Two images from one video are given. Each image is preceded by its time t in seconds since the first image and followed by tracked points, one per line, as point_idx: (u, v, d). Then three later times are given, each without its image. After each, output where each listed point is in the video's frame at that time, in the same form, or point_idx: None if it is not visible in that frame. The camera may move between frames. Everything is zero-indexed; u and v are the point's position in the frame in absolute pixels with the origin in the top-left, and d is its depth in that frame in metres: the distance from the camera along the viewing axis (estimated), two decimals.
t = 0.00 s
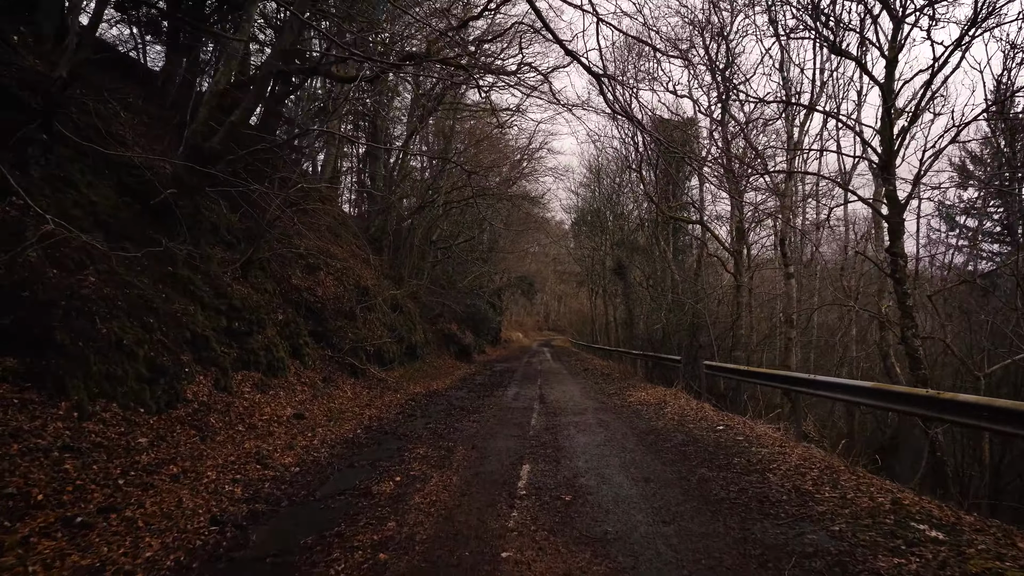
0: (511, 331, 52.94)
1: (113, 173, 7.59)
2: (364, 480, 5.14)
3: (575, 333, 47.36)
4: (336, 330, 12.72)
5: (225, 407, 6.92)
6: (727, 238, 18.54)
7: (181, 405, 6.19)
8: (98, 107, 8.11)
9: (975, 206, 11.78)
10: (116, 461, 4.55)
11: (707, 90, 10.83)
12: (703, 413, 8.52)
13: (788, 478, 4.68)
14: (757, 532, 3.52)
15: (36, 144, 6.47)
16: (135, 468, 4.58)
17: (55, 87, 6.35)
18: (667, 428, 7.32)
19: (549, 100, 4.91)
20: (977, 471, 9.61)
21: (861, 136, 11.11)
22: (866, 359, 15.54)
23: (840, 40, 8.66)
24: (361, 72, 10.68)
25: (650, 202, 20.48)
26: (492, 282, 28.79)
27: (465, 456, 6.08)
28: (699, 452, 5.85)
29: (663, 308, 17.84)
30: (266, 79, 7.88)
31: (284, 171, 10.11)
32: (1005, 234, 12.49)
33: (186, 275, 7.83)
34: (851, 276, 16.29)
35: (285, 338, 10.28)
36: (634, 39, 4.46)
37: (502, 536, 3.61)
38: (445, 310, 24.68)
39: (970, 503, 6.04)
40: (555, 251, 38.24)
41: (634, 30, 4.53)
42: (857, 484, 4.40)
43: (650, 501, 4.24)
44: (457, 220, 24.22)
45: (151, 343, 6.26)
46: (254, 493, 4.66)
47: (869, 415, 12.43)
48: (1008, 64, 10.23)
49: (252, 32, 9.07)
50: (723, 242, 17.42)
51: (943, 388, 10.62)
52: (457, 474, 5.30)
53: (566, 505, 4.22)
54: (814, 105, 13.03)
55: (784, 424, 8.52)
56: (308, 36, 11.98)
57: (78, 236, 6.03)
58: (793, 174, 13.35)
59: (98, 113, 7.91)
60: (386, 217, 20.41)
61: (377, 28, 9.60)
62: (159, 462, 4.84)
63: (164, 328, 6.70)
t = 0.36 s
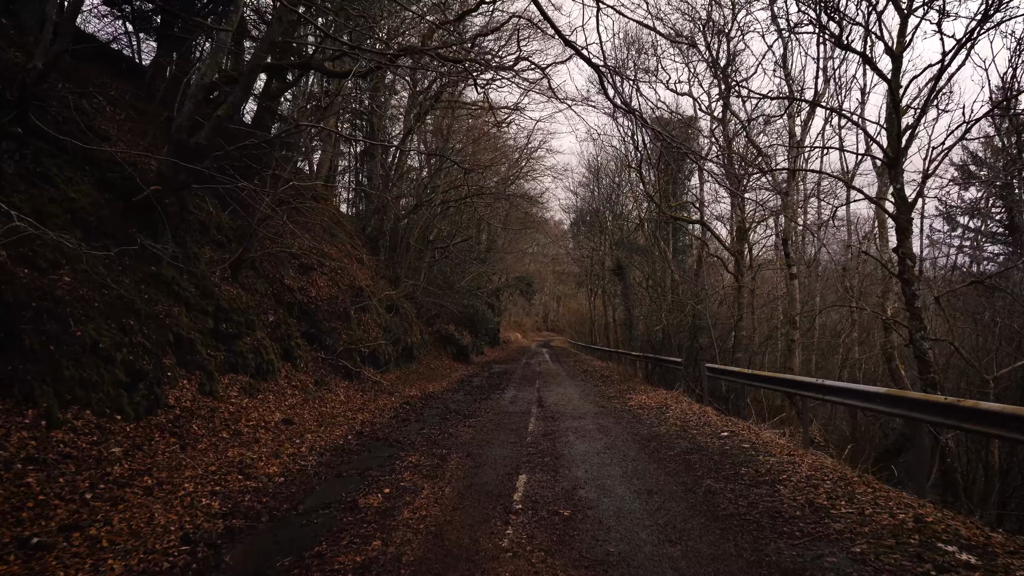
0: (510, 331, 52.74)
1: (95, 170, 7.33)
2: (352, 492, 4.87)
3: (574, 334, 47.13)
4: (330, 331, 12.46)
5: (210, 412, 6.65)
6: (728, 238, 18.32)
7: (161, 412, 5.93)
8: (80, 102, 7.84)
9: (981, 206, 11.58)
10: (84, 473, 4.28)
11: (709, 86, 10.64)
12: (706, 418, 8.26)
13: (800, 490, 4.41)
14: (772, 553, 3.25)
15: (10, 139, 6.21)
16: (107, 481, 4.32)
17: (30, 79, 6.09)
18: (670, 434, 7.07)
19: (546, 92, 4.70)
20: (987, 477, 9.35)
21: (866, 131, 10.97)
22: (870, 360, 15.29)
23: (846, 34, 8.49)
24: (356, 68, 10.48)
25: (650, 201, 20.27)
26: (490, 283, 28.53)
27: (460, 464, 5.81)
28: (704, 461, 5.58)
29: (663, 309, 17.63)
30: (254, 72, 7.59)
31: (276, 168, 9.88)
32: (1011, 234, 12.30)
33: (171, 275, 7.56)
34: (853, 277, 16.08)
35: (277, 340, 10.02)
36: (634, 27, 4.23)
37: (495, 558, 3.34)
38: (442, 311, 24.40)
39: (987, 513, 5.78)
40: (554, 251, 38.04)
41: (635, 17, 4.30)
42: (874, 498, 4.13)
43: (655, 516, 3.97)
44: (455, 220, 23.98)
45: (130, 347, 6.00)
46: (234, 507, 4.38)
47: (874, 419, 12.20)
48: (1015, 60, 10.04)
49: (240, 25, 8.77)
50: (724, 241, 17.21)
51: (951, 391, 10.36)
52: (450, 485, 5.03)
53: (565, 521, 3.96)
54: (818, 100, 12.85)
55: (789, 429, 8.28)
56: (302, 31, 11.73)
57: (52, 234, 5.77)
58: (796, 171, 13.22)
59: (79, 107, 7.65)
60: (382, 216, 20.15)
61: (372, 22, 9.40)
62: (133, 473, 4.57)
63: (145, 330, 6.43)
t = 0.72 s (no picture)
0: (508, 330, 52.49)
1: (77, 161, 7.05)
2: (342, 499, 4.59)
3: (574, 333, 46.89)
4: (325, 330, 12.17)
5: (196, 413, 6.37)
6: (730, 236, 18.09)
7: (143, 413, 5.66)
8: (63, 91, 7.57)
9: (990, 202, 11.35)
10: (54, 480, 4.01)
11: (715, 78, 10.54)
12: (712, 419, 7.99)
13: (819, 497, 4.15)
14: (797, 571, 2.98)
15: None
16: (77, 490, 4.05)
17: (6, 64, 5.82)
18: (676, 436, 6.79)
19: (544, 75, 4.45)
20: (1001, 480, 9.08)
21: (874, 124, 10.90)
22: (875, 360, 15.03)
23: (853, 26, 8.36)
24: (352, 60, 10.27)
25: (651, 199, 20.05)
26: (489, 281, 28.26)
27: (457, 469, 5.52)
28: (713, 465, 5.30)
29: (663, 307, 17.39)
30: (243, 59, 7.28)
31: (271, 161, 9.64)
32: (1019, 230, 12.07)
33: (157, 271, 7.28)
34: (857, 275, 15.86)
35: (268, 339, 9.72)
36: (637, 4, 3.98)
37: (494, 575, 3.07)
38: (440, 309, 24.10)
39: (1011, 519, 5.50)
40: (553, 250, 37.81)
41: None
42: (899, 506, 3.87)
43: (666, 527, 3.70)
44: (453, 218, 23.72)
45: (111, 345, 5.72)
46: (215, 516, 4.11)
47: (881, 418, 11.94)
48: None
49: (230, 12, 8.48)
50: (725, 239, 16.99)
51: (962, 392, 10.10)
52: (446, 491, 4.76)
53: (569, 533, 3.67)
54: (823, 94, 12.71)
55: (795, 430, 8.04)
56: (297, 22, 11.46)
57: (28, 226, 5.49)
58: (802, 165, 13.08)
59: (62, 97, 7.37)
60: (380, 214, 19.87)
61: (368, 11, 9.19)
62: (108, 479, 4.29)
63: (128, 328, 6.16)
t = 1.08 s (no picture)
0: (504, 332, 52.19)
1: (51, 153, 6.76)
2: (323, 509, 4.30)
3: (570, 334, 46.62)
4: (316, 330, 11.87)
5: (175, 417, 6.07)
6: (728, 235, 17.89)
7: (115, 418, 5.36)
8: (37, 82, 7.27)
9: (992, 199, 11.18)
10: (9, 492, 3.73)
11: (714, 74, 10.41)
12: (712, 422, 7.74)
13: (831, 508, 3.90)
14: None
15: None
16: (35, 502, 3.76)
17: None
18: (676, 440, 6.54)
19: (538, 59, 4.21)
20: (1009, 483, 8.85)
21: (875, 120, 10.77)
22: (876, 360, 14.83)
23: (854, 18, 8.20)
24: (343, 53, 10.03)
25: (648, 198, 19.85)
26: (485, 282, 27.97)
27: (447, 476, 5.25)
28: (716, 472, 5.04)
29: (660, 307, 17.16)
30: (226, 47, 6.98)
31: (258, 157, 9.38)
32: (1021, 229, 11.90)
33: (136, 268, 6.99)
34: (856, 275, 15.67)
35: (255, 340, 9.42)
36: None
37: None
38: (435, 310, 23.79)
39: None
40: (550, 251, 37.59)
41: None
42: (917, 517, 3.61)
43: (669, 541, 3.43)
44: (448, 217, 23.44)
45: (82, 345, 5.42)
46: (184, 529, 3.82)
47: (883, 420, 11.73)
48: None
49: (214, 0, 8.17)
50: (723, 238, 16.78)
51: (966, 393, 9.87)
52: (435, 501, 4.48)
53: (564, 547, 3.41)
54: (823, 90, 12.60)
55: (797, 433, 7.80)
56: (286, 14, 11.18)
57: None
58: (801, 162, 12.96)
59: (36, 87, 7.07)
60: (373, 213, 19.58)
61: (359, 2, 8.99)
62: (70, 490, 4.00)
63: (102, 327, 5.87)
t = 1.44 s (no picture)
0: (501, 331, 51.97)
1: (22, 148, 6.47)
2: (301, 524, 4.04)
3: (567, 334, 46.35)
4: (306, 331, 11.58)
5: (150, 424, 5.78)
6: (725, 234, 17.69)
7: (84, 426, 5.08)
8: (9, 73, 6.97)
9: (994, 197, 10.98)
10: None
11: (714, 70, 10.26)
12: (712, 427, 7.49)
13: (843, 525, 3.66)
14: None
15: None
16: None
17: None
18: (675, 446, 6.30)
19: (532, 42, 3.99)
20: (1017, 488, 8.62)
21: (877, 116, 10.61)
22: (876, 361, 14.62)
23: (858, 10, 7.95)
24: (333, 45, 9.76)
25: (646, 197, 19.63)
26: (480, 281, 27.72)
27: (436, 486, 4.99)
28: (718, 482, 4.78)
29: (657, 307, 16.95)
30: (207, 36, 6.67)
31: (245, 153, 9.11)
32: None
33: (113, 267, 6.71)
34: (856, 274, 15.49)
35: (241, 342, 9.13)
36: None
37: None
38: (430, 310, 23.51)
39: None
40: (546, 250, 37.40)
41: None
42: (936, 537, 3.38)
43: (669, 563, 3.18)
44: (444, 216, 23.18)
45: (49, 349, 5.14)
46: (147, 549, 3.55)
47: (884, 422, 11.53)
48: None
49: None
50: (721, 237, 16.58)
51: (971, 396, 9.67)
52: (420, 513, 4.22)
53: (556, 570, 3.15)
54: (823, 87, 12.41)
55: (799, 438, 7.57)
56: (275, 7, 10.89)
57: None
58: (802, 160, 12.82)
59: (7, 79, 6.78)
60: (367, 211, 19.29)
61: None
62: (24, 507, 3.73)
63: (72, 329, 5.57)
